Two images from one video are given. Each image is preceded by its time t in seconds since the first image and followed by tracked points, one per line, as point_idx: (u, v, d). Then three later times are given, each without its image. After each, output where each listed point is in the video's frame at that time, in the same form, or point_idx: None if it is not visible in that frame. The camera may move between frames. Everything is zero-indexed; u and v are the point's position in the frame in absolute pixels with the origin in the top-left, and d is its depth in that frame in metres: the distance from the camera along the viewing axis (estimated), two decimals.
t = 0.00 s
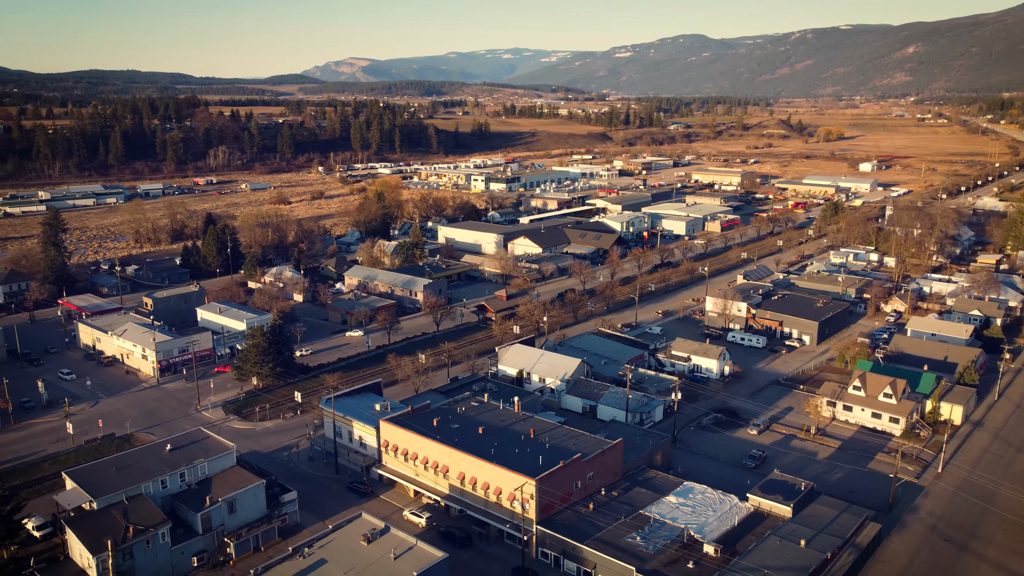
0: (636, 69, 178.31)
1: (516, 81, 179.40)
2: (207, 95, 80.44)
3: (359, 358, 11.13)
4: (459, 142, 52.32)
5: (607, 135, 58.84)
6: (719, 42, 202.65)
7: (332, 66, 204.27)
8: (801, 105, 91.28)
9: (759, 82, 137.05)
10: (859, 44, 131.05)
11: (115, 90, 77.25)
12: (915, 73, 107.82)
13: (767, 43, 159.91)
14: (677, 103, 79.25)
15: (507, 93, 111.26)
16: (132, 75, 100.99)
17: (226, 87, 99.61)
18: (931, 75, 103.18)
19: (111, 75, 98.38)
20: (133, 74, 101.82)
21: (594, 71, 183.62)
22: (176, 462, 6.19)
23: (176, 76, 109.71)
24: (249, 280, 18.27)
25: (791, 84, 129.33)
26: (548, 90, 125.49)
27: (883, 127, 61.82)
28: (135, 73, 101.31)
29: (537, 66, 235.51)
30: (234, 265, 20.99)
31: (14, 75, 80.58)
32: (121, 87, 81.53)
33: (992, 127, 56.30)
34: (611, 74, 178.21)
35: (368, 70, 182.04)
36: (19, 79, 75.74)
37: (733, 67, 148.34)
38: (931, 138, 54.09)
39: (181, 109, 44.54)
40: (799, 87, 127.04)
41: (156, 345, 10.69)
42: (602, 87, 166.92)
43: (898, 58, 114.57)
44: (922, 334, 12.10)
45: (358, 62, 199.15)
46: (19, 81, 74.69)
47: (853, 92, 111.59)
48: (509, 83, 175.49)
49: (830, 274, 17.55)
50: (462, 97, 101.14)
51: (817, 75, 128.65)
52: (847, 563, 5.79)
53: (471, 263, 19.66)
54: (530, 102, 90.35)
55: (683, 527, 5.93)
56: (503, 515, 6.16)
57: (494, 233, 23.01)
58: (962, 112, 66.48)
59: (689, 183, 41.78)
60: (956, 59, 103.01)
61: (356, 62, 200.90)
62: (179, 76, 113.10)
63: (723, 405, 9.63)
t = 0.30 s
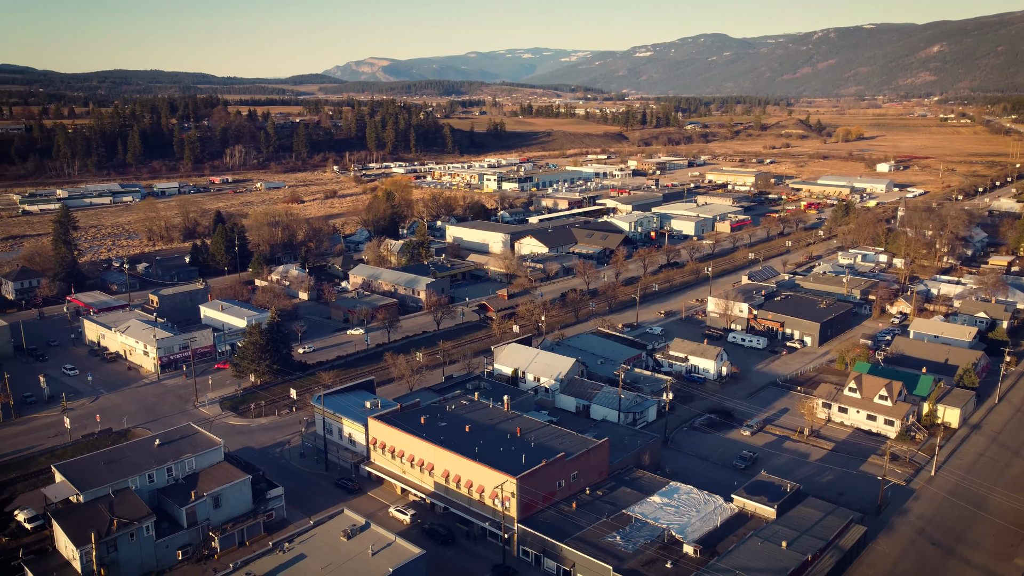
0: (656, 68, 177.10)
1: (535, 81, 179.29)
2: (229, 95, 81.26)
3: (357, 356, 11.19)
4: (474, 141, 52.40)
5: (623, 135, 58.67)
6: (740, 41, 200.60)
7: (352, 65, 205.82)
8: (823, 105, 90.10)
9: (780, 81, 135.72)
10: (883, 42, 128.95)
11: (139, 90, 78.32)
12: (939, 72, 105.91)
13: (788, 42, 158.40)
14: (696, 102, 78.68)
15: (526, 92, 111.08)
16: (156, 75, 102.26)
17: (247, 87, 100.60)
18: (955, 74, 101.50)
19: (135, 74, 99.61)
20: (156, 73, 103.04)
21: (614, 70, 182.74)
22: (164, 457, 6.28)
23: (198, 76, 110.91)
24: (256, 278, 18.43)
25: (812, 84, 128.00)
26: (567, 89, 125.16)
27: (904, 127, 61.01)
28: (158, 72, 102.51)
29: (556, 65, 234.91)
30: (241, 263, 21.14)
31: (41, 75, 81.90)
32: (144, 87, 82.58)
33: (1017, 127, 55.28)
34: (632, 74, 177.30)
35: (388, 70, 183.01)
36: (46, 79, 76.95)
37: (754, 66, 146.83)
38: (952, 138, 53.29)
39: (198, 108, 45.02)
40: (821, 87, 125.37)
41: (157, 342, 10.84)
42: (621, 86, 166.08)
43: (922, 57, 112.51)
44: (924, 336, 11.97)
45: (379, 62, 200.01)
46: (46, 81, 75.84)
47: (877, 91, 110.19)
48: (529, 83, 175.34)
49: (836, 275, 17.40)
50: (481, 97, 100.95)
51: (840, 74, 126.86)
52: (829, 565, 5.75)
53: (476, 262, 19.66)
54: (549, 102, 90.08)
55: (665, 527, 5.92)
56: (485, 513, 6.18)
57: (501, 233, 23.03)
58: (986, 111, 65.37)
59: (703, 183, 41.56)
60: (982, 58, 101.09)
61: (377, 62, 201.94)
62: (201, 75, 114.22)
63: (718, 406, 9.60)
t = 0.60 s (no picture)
0: (675, 67, 175.96)
1: (553, 80, 179.07)
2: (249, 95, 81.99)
3: (354, 354, 11.25)
4: (488, 141, 52.46)
5: (638, 134, 58.53)
6: (759, 40, 198.72)
7: (371, 65, 207.02)
8: (845, 105, 88.93)
9: (801, 80, 134.29)
10: (906, 39, 127.02)
11: (160, 90, 79.28)
12: (963, 71, 103.58)
13: (808, 41, 156.89)
14: (714, 102, 78.12)
15: (544, 92, 110.81)
16: (177, 75, 103.39)
17: (266, 86, 101.46)
18: (979, 73, 99.71)
19: (156, 74, 100.73)
20: (177, 73, 104.11)
21: (632, 70, 181.88)
22: (151, 452, 6.36)
23: (219, 75, 111.93)
24: (262, 276, 18.58)
25: (833, 83, 126.71)
26: (585, 88, 124.74)
27: (923, 126, 60.24)
28: (180, 73, 103.78)
29: (574, 65, 234.31)
30: (248, 261, 21.30)
31: (65, 75, 83.09)
32: (165, 87, 83.47)
33: None
34: (651, 74, 176.36)
35: (407, 70, 184.03)
36: (71, 79, 78.01)
37: (774, 64, 145.40)
38: (972, 138, 52.55)
39: (214, 108, 45.47)
40: (842, 87, 123.95)
41: (156, 339, 10.96)
42: (639, 85, 165.29)
43: (946, 55, 110.61)
44: (924, 338, 11.86)
45: (397, 62, 200.68)
46: (71, 81, 76.88)
47: (899, 90, 108.80)
48: (546, 82, 175.37)
49: (841, 276, 17.28)
50: (498, 96, 100.80)
51: (861, 74, 125.15)
52: (809, 566, 5.73)
53: (480, 261, 19.68)
54: (566, 101, 89.83)
55: (644, 526, 5.92)
56: (467, 509, 6.22)
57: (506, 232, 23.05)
58: (1010, 110, 64.25)
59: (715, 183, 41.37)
60: (1008, 57, 98.98)
61: (395, 62, 202.76)
62: (222, 75, 115.23)
63: (711, 407, 9.56)
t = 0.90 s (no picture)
0: (692, 66, 174.83)
1: (569, 80, 178.69)
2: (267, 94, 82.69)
3: (350, 352, 11.32)
4: (500, 141, 52.54)
5: (652, 134, 58.39)
6: (778, 39, 196.80)
7: (388, 64, 208.37)
8: (864, 104, 87.78)
9: (820, 79, 132.55)
10: (927, 37, 125.12)
11: (180, 90, 80.19)
12: (986, 70, 98.79)
13: (827, 41, 155.44)
14: (730, 101, 77.53)
15: (560, 92, 110.45)
16: (195, 75, 104.38)
17: (285, 86, 102.28)
18: (1003, 69, 96.24)
19: (175, 75, 101.75)
20: (196, 73, 105.03)
21: (650, 70, 180.97)
22: (138, 447, 6.44)
23: (237, 76, 112.87)
24: (266, 274, 18.71)
25: (852, 82, 125.35)
26: (601, 88, 124.38)
27: (942, 126, 59.50)
28: (200, 73, 104.91)
29: (590, 64, 233.58)
30: (254, 260, 21.45)
31: (86, 76, 84.12)
32: (185, 87, 84.28)
33: None
34: (670, 73, 175.40)
35: (424, 69, 185.12)
36: (92, 80, 78.97)
37: (792, 63, 143.97)
38: (991, 139, 51.82)
39: (229, 107, 45.85)
40: (861, 86, 122.44)
41: (154, 336, 11.08)
42: (656, 85, 164.46)
43: (968, 53, 107.22)
44: (923, 340, 11.75)
45: (414, 61, 200.96)
46: (92, 81, 77.82)
47: (919, 89, 107.31)
48: (562, 81, 175.41)
49: (844, 277, 17.17)
50: (514, 96, 100.65)
51: (881, 74, 122.90)
52: (787, 567, 5.71)
53: (483, 261, 19.69)
54: (582, 101, 89.57)
55: (623, 526, 5.93)
56: (448, 508, 6.26)
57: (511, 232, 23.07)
58: None
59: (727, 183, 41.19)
60: None
61: (413, 62, 203.21)
62: (240, 74, 116.06)
63: (702, 407, 9.54)
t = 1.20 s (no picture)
0: (710, 66, 173.75)
1: (587, 80, 178.35)
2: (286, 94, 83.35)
3: (346, 350, 11.38)
4: (513, 140, 52.59)
5: (665, 134, 58.22)
6: (797, 38, 194.70)
7: (406, 64, 209.56)
8: (884, 104, 86.48)
9: (839, 78, 130.68)
10: (949, 37, 122.94)
11: (200, 89, 81.01)
12: (1008, 70, 94.18)
13: (846, 40, 153.78)
14: (747, 101, 76.90)
15: (576, 92, 110.22)
16: (214, 76, 105.35)
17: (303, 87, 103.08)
18: None
19: (194, 75, 102.79)
20: (215, 72, 106.01)
21: (667, 70, 180.13)
22: (125, 442, 6.53)
23: (255, 76, 113.82)
24: (270, 272, 18.83)
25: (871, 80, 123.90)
26: (617, 88, 123.95)
27: (961, 126, 58.63)
28: (219, 73, 105.98)
29: (607, 64, 232.70)
30: (258, 258, 21.61)
31: (107, 76, 85.21)
32: (204, 87, 85.09)
33: None
34: (687, 72, 174.40)
35: (441, 69, 186.11)
36: (113, 80, 79.92)
37: (811, 61, 142.51)
38: (1010, 139, 51.02)
39: (243, 107, 46.21)
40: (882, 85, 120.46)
41: (153, 333, 11.21)
42: (674, 84, 163.55)
43: (990, 53, 102.65)
44: (922, 342, 11.63)
45: (431, 62, 201.47)
46: (113, 81, 78.73)
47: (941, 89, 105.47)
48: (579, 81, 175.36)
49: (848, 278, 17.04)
50: (530, 96, 100.44)
51: (901, 73, 117.84)
52: (764, 568, 5.70)
53: (485, 261, 19.70)
54: (598, 101, 89.27)
55: (602, 525, 5.94)
56: (429, 505, 6.29)
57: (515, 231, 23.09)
58: None
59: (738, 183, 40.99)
60: None
61: (430, 62, 203.68)
62: (258, 74, 116.94)
63: (694, 408, 9.52)
